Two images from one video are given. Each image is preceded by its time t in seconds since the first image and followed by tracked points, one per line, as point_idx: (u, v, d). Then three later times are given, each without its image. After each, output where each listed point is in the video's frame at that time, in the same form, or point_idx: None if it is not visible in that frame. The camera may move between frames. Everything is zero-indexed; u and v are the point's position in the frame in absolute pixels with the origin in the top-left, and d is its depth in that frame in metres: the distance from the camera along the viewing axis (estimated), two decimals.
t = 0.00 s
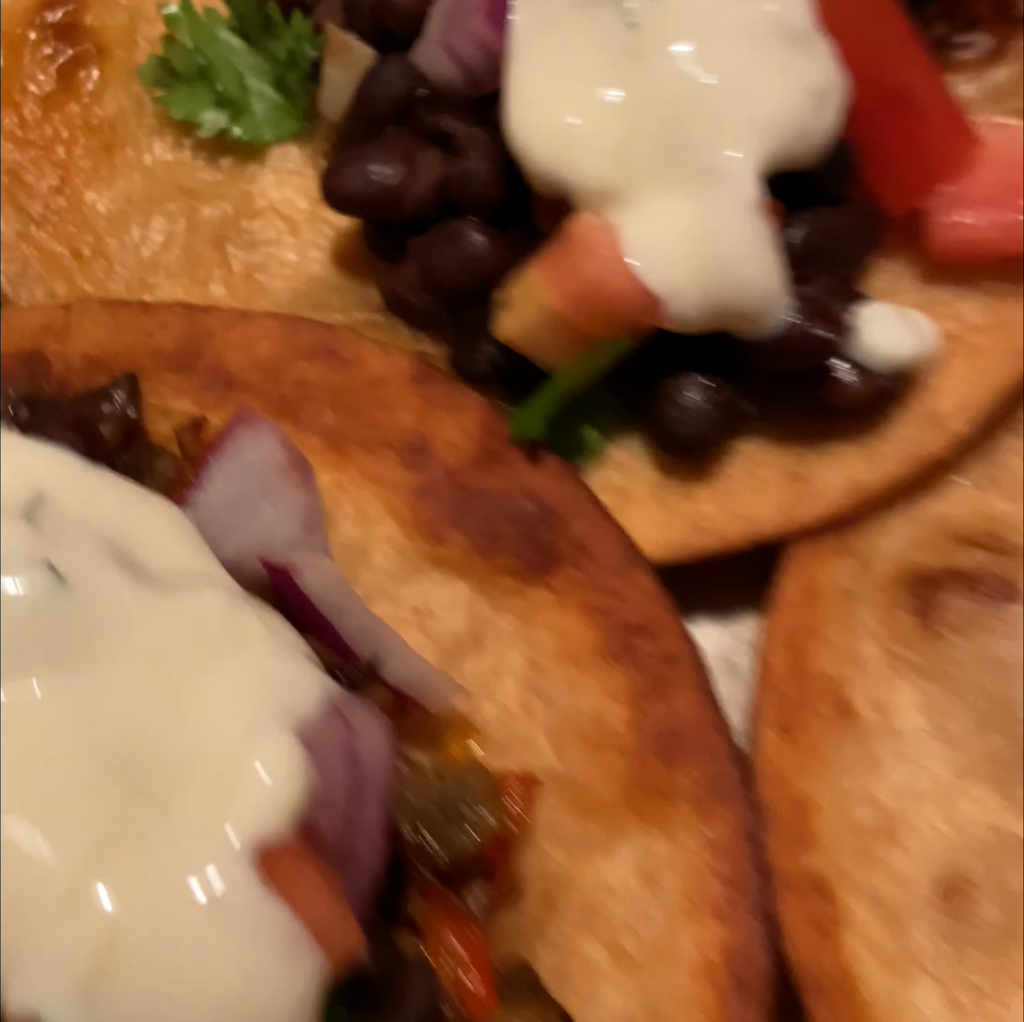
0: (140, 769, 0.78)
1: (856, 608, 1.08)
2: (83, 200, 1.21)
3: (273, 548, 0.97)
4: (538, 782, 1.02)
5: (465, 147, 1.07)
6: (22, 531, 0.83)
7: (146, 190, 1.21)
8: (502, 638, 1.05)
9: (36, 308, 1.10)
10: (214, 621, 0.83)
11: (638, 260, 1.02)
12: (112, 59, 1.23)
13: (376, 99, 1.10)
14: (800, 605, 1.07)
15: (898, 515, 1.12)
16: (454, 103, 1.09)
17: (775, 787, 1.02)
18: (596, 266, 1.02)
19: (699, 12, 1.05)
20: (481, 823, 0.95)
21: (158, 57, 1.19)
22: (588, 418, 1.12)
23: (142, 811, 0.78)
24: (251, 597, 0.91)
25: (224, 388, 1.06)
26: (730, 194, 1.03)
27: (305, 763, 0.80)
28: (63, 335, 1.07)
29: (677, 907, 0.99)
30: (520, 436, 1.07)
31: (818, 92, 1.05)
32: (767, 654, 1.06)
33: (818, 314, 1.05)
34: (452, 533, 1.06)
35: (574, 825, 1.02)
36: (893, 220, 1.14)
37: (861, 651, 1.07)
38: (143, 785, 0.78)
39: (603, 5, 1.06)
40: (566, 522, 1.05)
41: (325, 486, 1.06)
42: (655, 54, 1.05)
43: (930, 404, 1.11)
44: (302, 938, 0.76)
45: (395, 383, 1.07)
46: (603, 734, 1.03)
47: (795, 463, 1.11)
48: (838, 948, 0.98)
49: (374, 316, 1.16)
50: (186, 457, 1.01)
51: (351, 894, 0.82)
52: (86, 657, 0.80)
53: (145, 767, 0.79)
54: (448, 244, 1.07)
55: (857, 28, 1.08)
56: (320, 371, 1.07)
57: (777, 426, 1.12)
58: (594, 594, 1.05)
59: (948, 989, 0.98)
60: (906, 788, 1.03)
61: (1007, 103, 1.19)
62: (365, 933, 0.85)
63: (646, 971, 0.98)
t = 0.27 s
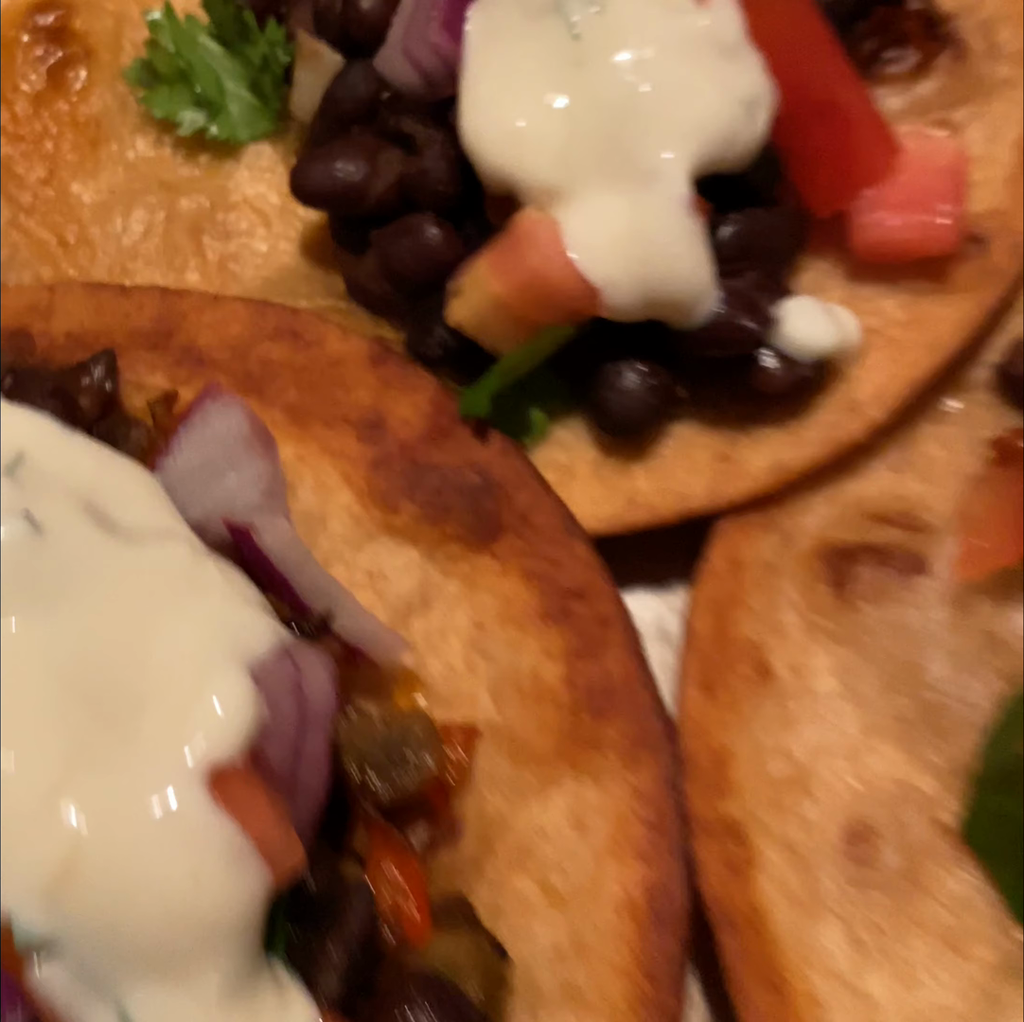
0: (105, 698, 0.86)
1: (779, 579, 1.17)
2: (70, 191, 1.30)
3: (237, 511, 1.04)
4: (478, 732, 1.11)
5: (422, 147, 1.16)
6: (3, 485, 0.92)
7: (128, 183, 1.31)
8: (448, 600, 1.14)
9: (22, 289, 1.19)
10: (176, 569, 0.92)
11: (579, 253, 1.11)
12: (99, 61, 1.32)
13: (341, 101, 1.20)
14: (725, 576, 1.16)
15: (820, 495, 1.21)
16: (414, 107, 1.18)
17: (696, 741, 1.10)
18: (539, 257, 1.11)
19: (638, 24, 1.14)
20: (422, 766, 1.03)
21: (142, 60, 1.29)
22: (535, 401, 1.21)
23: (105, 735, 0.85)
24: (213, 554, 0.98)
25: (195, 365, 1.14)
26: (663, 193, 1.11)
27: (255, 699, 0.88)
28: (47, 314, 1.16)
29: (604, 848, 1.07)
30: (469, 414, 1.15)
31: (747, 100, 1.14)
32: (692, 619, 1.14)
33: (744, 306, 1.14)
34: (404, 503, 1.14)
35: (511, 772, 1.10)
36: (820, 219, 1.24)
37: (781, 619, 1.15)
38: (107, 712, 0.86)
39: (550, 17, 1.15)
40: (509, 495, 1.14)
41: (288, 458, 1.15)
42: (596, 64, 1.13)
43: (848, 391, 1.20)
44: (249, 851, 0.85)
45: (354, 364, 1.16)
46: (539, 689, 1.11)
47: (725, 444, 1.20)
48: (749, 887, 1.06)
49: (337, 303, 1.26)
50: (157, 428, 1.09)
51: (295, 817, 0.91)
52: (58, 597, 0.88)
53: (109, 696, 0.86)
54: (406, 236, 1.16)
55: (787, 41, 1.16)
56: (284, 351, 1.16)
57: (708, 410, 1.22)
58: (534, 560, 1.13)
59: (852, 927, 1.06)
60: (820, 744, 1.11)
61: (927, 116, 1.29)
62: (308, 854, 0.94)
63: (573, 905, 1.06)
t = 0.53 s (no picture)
0: (99, 642, 0.95)
1: (725, 562, 1.26)
2: (77, 191, 1.40)
3: (224, 486, 1.14)
4: (443, 695, 1.20)
5: (404, 157, 1.26)
6: (11, 452, 1.01)
7: (131, 185, 1.40)
8: (418, 574, 1.24)
9: (30, 281, 1.28)
10: (166, 532, 1.02)
11: (543, 257, 1.20)
12: (107, 70, 1.42)
13: (331, 113, 1.28)
14: (674, 558, 1.25)
15: (765, 485, 1.30)
16: (397, 120, 1.27)
17: (643, 708, 1.20)
18: (508, 258, 1.20)
19: (603, 48, 1.24)
20: (389, 723, 1.11)
21: (147, 71, 1.39)
22: (504, 391, 1.30)
23: (99, 676, 0.94)
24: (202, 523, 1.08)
25: (189, 353, 1.24)
26: (622, 203, 1.21)
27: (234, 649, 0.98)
28: (54, 304, 1.25)
29: (556, 804, 1.17)
30: (442, 403, 1.25)
31: (704, 120, 1.24)
32: (642, 596, 1.23)
33: (695, 307, 1.24)
34: (379, 483, 1.24)
35: (473, 733, 1.20)
36: (770, 231, 1.34)
37: (726, 598, 1.25)
38: (100, 655, 0.94)
39: (523, 39, 1.25)
40: (477, 479, 1.23)
41: (273, 439, 1.24)
42: (564, 83, 1.24)
43: (793, 390, 1.31)
44: (227, 783, 0.94)
45: (336, 355, 1.25)
46: (499, 657, 1.21)
47: (678, 436, 1.30)
48: (687, 840, 1.15)
49: (324, 299, 1.36)
50: (154, 409, 1.19)
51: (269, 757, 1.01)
52: (59, 553, 0.97)
53: (103, 641, 0.95)
54: (387, 239, 1.26)
55: (740, 67, 1.27)
56: (272, 341, 1.25)
57: (663, 405, 1.32)
58: (498, 538, 1.23)
59: (781, 880, 1.15)
60: (756, 715, 1.21)
61: (873, 139, 1.40)
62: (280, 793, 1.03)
63: (526, 855, 1.16)
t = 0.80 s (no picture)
0: (114, 604, 1.04)
1: (694, 556, 1.36)
2: (100, 197, 1.50)
3: (230, 471, 1.24)
4: (428, 671, 1.29)
5: (406, 173, 1.36)
6: (37, 431, 1.11)
7: (152, 193, 1.50)
8: (408, 559, 1.33)
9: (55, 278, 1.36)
10: (177, 509, 1.12)
11: (532, 268, 1.30)
12: (131, 85, 1.52)
13: (339, 129, 1.37)
14: (648, 550, 1.35)
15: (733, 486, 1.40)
16: (401, 138, 1.38)
17: (614, 688, 1.29)
18: (498, 268, 1.30)
19: (592, 76, 1.33)
20: (377, 693, 1.20)
21: (169, 86, 1.49)
22: (492, 393, 1.40)
23: (112, 634, 1.03)
24: (210, 504, 1.17)
25: (201, 348, 1.34)
26: (606, 221, 1.31)
27: (237, 615, 1.07)
28: (77, 300, 1.34)
29: (531, 774, 1.26)
30: (436, 401, 1.34)
31: (683, 146, 1.34)
32: (616, 585, 1.32)
33: (672, 318, 1.34)
34: (374, 474, 1.34)
35: (455, 708, 1.28)
36: (745, 250, 1.44)
37: (694, 590, 1.34)
38: (115, 616, 1.04)
39: (517, 65, 1.33)
40: (465, 472, 1.33)
41: (277, 430, 1.34)
42: (556, 107, 1.33)
43: (762, 398, 1.41)
44: (226, 736, 1.03)
45: (338, 354, 1.35)
46: (481, 637, 1.30)
47: (654, 438, 1.40)
48: (650, 809, 1.24)
49: (327, 303, 1.46)
50: (167, 399, 1.28)
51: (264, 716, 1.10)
52: (79, 523, 1.07)
53: (118, 603, 1.04)
54: (388, 248, 1.36)
55: (720, 97, 1.36)
56: (278, 340, 1.35)
57: (641, 409, 1.42)
58: (483, 527, 1.32)
59: (736, 849, 1.23)
60: (718, 697, 1.30)
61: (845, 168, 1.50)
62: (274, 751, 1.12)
63: (500, 821, 1.25)
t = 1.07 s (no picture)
0: (136, 573, 1.13)
1: (677, 555, 1.45)
2: (132, 205, 1.60)
3: (246, 461, 1.33)
4: (425, 654, 1.37)
5: (418, 190, 1.46)
6: (71, 415, 1.20)
7: (180, 202, 1.60)
8: (410, 550, 1.42)
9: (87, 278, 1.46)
10: (197, 492, 1.21)
11: (534, 281, 1.40)
12: (163, 101, 1.62)
13: (356, 147, 1.47)
14: (635, 549, 1.43)
15: (716, 492, 1.49)
16: (415, 158, 1.47)
17: (598, 675, 1.37)
18: (501, 280, 1.40)
19: (595, 104, 1.42)
20: (376, 670, 1.29)
21: (199, 103, 1.59)
22: (492, 398, 1.49)
23: (135, 600, 1.11)
24: (227, 489, 1.27)
25: (221, 347, 1.43)
26: (604, 240, 1.41)
27: (249, 589, 1.16)
28: (109, 298, 1.44)
29: (518, 754, 1.34)
30: (439, 403, 1.44)
31: (678, 172, 1.43)
32: (603, 579, 1.41)
33: (663, 332, 1.43)
34: (380, 470, 1.43)
35: (449, 689, 1.37)
36: (734, 273, 1.54)
37: (677, 588, 1.43)
38: (138, 585, 1.12)
39: (525, 93, 1.43)
40: (465, 470, 1.42)
41: (291, 426, 1.43)
42: (560, 132, 1.42)
43: (746, 411, 1.50)
44: (237, 699, 1.12)
45: (349, 356, 1.44)
46: (476, 625, 1.39)
47: (643, 445, 1.50)
48: (628, 789, 1.32)
49: (341, 310, 1.55)
50: (190, 394, 1.38)
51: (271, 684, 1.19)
52: (107, 499, 1.16)
53: (141, 574, 1.13)
54: (400, 261, 1.45)
55: (714, 128, 1.46)
56: (294, 342, 1.44)
57: (632, 417, 1.51)
58: (481, 523, 1.41)
59: (708, 828, 1.31)
60: (696, 687, 1.38)
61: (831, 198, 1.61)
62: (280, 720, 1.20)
63: (488, 797, 1.33)
